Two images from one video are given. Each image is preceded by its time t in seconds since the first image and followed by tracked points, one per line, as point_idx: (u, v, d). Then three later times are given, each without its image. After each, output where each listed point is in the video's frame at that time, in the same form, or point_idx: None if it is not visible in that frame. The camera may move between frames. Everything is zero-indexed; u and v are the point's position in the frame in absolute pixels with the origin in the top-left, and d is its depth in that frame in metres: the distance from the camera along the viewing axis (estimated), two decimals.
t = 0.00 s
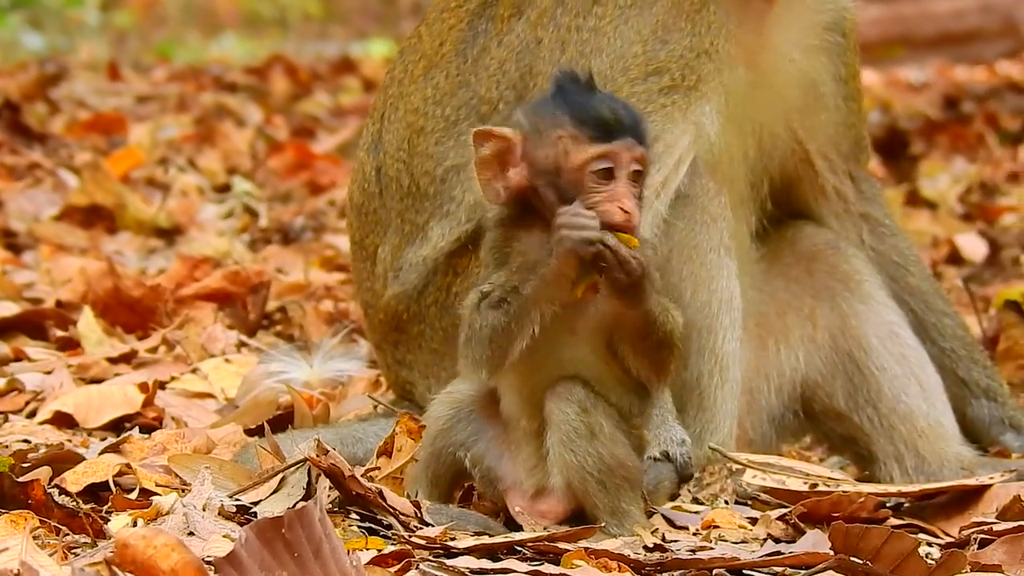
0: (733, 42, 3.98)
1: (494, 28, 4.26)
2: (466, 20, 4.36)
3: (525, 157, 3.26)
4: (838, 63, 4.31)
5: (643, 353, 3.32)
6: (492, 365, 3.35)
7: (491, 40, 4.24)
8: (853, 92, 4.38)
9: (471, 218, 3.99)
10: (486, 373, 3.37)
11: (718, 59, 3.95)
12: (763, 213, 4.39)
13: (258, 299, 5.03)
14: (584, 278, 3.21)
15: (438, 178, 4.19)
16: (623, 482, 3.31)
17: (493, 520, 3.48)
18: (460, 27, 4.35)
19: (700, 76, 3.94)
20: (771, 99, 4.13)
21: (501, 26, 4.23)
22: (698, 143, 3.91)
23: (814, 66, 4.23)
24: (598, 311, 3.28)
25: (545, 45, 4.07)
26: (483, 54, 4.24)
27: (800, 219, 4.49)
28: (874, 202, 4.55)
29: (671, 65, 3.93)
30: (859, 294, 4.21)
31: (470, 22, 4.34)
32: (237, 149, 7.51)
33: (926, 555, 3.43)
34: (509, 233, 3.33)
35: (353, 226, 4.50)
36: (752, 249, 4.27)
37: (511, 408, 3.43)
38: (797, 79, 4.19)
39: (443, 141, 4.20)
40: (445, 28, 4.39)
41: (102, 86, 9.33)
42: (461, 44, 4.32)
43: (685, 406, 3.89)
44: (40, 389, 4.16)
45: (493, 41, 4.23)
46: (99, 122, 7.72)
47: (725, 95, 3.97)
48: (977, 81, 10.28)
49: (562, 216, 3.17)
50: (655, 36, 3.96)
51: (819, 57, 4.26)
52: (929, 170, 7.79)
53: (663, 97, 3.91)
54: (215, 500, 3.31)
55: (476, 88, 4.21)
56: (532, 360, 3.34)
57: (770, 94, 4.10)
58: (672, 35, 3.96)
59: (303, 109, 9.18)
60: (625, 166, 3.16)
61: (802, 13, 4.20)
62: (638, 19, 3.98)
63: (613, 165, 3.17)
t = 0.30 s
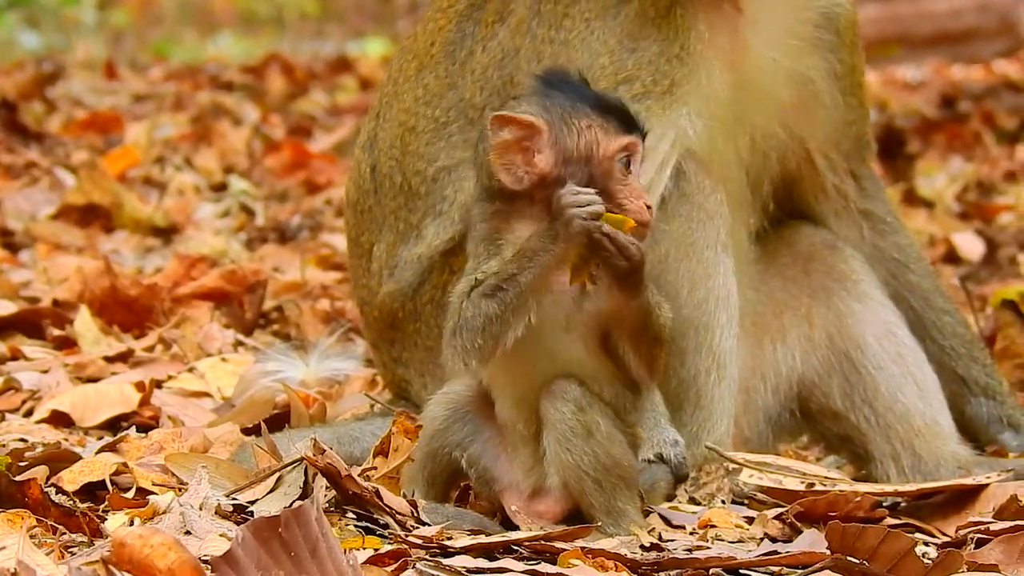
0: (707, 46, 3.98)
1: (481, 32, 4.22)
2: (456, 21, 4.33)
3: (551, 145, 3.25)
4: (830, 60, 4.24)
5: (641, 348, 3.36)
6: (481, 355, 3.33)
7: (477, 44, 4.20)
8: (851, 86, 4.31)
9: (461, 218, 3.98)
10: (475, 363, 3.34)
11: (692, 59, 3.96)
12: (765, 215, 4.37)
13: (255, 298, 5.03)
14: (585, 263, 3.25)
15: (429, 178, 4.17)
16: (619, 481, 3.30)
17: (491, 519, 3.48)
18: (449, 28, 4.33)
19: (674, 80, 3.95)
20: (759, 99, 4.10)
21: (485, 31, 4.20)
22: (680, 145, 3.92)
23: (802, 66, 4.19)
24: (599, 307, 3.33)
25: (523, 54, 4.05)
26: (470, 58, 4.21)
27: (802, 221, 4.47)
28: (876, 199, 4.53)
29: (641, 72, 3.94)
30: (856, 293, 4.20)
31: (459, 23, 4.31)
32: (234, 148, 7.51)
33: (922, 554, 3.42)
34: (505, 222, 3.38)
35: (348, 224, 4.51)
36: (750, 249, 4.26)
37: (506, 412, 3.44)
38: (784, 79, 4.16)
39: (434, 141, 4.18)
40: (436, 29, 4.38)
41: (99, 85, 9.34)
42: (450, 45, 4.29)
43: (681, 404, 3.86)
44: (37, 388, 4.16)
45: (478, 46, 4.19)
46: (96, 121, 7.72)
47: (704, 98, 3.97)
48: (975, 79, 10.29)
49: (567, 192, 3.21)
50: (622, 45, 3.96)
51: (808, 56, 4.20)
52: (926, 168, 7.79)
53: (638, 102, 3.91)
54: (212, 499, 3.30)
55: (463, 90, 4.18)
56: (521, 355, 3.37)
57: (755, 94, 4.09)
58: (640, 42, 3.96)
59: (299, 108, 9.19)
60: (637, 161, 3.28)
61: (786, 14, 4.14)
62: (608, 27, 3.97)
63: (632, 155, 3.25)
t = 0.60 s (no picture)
0: (697, 47, 3.97)
1: (476, 34, 4.23)
2: (452, 21, 4.32)
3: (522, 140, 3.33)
4: (828, 57, 4.24)
5: (651, 333, 3.40)
6: (478, 345, 3.32)
7: (473, 46, 4.21)
8: (850, 82, 4.30)
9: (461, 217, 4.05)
10: (473, 352, 3.33)
11: (682, 61, 3.95)
12: (767, 214, 4.37)
13: (254, 297, 5.03)
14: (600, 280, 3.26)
15: (427, 178, 4.19)
16: (617, 479, 3.30)
17: (490, 518, 3.48)
18: (446, 28, 4.32)
19: (665, 83, 3.94)
20: (754, 97, 4.10)
21: (480, 34, 4.21)
22: (675, 146, 3.89)
23: (799, 64, 4.20)
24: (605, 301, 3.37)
25: (515, 60, 4.08)
26: (466, 59, 4.22)
27: (802, 221, 4.48)
28: (879, 197, 4.51)
29: (631, 76, 3.93)
30: (856, 293, 4.20)
31: (454, 23, 4.31)
32: (232, 147, 7.51)
33: (921, 553, 3.42)
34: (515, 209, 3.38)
35: (348, 223, 4.50)
36: (751, 247, 4.25)
37: (506, 406, 3.42)
38: (778, 78, 4.16)
39: (432, 142, 4.19)
40: (432, 29, 4.38)
41: (98, 85, 9.35)
42: (446, 46, 4.29)
43: (681, 403, 3.84)
44: (36, 387, 4.16)
45: (473, 48, 4.21)
46: (95, 121, 7.73)
47: (697, 99, 3.95)
48: (974, 79, 10.29)
49: (590, 216, 3.19)
50: (611, 50, 3.97)
51: (804, 52, 4.21)
52: (925, 168, 7.79)
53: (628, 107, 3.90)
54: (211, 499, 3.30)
55: (458, 91, 4.19)
56: (522, 352, 3.36)
57: (749, 93, 4.08)
58: (628, 47, 3.96)
59: (298, 108, 9.20)
60: (609, 160, 3.20)
61: (777, 14, 4.14)
62: (595, 32, 3.99)
63: (601, 156, 3.20)
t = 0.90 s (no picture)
0: (697, 48, 3.97)
1: (475, 34, 4.23)
2: (451, 22, 4.32)
3: (531, 148, 3.32)
4: (827, 57, 4.24)
5: (654, 341, 3.34)
6: (482, 342, 3.33)
7: (472, 46, 4.21)
8: (849, 82, 4.30)
9: (461, 216, 4.11)
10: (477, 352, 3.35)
11: (681, 61, 3.95)
12: (768, 214, 4.36)
13: (253, 297, 5.03)
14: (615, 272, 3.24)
15: (427, 178, 4.20)
16: (617, 478, 3.30)
17: (489, 518, 3.47)
18: (445, 29, 4.32)
19: (665, 83, 3.94)
20: (753, 97, 4.10)
21: (479, 34, 4.21)
22: (675, 146, 3.88)
23: (799, 64, 4.19)
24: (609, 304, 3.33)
25: (514, 61, 4.06)
26: (465, 60, 4.22)
27: (802, 221, 4.48)
28: (879, 197, 4.52)
29: (630, 77, 3.93)
30: (855, 294, 4.19)
31: (453, 24, 4.30)
32: (232, 148, 7.52)
33: (920, 552, 3.42)
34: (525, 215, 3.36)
35: (348, 223, 4.50)
36: (751, 247, 4.25)
37: (506, 401, 3.42)
38: (777, 78, 4.16)
39: (431, 142, 4.19)
40: (432, 29, 4.37)
41: (97, 85, 9.36)
42: (445, 47, 4.29)
43: (682, 402, 3.84)
44: (35, 388, 4.16)
45: (473, 49, 4.20)
46: (95, 122, 7.73)
47: (696, 100, 3.95)
48: (973, 78, 10.29)
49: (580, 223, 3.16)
50: (609, 50, 3.97)
51: (804, 53, 4.21)
52: (925, 168, 7.79)
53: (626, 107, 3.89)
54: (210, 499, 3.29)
55: (457, 91, 4.19)
56: (523, 346, 3.35)
57: (748, 93, 4.08)
58: (626, 48, 3.96)
59: (297, 107, 9.20)
60: (608, 160, 3.15)
61: (777, 14, 4.14)
62: (593, 35, 3.99)
63: (597, 158, 3.15)
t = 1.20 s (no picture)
0: (694, 53, 3.97)
1: (472, 34, 4.22)
2: (448, 22, 4.32)
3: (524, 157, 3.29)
4: (826, 58, 4.24)
5: (647, 358, 3.33)
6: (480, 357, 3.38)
7: (468, 47, 4.20)
8: (847, 82, 4.30)
9: (461, 216, 4.10)
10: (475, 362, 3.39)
11: (678, 65, 3.95)
12: (765, 213, 4.36)
13: (253, 297, 5.04)
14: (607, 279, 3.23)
15: (425, 178, 4.20)
16: (617, 477, 3.31)
17: (490, 517, 3.47)
18: (443, 29, 4.32)
19: (662, 84, 3.92)
20: (752, 98, 4.10)
21: (476, 34, 4.20)
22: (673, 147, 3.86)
23: (796, 66, 4.18)
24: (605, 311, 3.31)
25: (512, 62, 4.03)
26: (462, 60, 4.21)
27: (801, 220, 4.47)
28: (877, 196, 4.52)
29: (627, 79, 3.89)
30: (855, 292, 4.19)
31: (450, 25, 4.30)
32: (231, 146, 7.52)
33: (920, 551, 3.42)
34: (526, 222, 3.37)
35: (347, 223, 4.50)
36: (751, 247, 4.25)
37: (506, 401, 3.41)
38: (775, 79, 4.15)
39: (428, 142, 4.19)
40: (429, 29, 4.37)
41: (97, 83, 9.36)
42: (442, 46, 4.29)
43: (681, 402, 3.84)
44: (36, 387, 4.16)
45: (470, 49, 4.19)
46: (95, 121, 7.74)
47: (693, 102, 3.95)
48: (973, 76, 10.29)
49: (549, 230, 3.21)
50: (606, 53, 3.92)
51: (803, 53, 4.20)
52: (925, 166, 7.79)
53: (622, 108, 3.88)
54: (211, 498, 3.29)
55: (455, 92, 4.18)
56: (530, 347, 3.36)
57: (747, 94, 4.08)
58: (623, 51, 3.92)
59: (298, 107, 9.20)
60: (586, 173, 3.14)
61: (776, 18, 4.12)
62: (589, 37, 3.93)
63: (576, 172, 3.14)
